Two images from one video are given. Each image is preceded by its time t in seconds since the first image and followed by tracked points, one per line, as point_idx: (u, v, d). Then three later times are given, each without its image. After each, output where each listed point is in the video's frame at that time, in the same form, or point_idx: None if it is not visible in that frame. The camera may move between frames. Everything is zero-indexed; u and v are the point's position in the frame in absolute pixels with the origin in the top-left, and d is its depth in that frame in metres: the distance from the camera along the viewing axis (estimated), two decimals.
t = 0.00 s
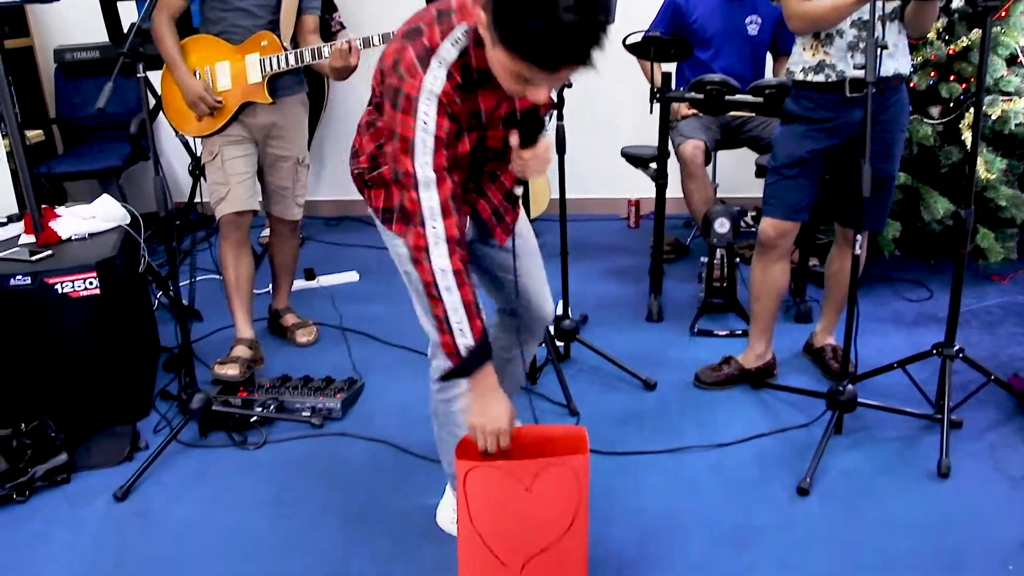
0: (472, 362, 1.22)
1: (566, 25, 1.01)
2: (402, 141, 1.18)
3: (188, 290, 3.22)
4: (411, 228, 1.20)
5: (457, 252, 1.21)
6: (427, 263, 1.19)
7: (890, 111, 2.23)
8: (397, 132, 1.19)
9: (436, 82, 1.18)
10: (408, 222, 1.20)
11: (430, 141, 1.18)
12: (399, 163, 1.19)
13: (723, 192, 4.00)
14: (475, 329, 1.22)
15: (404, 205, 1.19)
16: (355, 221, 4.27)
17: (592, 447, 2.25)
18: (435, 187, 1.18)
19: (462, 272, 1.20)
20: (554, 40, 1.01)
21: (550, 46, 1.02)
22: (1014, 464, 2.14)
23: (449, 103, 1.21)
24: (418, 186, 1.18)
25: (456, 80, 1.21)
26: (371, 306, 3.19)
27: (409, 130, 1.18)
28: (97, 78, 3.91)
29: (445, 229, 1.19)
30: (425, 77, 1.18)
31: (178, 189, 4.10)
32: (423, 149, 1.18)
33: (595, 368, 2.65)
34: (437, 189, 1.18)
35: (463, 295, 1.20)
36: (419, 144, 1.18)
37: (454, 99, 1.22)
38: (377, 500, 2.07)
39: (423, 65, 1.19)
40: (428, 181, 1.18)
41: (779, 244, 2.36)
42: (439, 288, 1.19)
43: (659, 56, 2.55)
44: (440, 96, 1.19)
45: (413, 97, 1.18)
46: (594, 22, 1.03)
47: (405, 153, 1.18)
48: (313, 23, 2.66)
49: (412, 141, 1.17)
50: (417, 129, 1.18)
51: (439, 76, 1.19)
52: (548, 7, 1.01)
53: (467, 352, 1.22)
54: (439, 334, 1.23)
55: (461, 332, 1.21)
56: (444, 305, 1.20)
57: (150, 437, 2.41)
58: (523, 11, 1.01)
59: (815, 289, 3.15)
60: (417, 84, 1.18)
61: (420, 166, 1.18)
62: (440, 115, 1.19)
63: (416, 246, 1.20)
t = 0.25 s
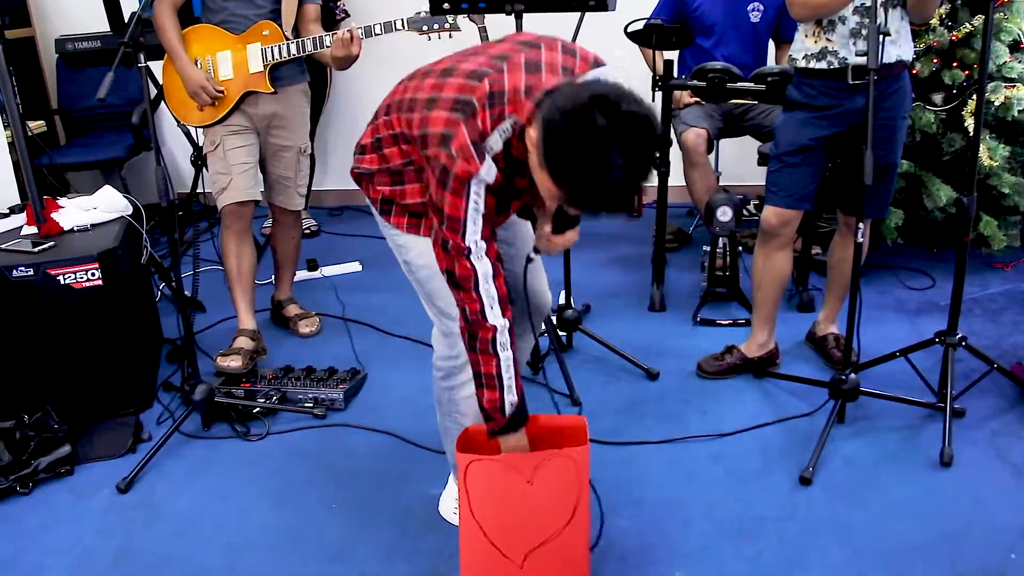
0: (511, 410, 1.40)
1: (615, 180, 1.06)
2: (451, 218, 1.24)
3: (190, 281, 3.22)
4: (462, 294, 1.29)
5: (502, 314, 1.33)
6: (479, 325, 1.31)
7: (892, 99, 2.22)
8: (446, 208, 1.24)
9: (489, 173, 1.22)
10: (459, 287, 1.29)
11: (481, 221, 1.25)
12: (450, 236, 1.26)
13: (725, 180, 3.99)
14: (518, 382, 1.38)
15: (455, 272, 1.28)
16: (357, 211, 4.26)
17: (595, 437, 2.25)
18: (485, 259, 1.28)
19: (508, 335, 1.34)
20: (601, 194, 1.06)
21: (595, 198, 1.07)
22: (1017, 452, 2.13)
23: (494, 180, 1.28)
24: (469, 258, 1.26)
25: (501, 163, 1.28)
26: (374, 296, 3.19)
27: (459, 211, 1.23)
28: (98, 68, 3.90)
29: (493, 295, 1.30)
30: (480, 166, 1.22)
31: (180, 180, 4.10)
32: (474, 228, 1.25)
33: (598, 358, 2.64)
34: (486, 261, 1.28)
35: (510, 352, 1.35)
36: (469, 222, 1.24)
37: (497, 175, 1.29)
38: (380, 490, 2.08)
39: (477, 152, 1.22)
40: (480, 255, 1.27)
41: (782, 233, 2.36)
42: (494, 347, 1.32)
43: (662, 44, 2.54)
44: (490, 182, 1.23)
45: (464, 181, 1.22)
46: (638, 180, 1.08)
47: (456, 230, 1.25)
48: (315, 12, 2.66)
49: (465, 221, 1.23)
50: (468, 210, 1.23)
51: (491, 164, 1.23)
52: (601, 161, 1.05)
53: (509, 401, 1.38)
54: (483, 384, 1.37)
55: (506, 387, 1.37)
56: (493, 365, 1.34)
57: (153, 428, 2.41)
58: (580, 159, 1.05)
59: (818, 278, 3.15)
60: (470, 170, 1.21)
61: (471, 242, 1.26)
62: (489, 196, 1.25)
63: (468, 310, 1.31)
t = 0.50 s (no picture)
0: (508, 428, 1.43)
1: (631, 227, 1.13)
2: (463, 243, 1.25)
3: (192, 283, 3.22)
4: (467, 316, 1.31)
5: (506, 338, 1.35)
6: (484, 347, 1.32)
7: (893, 100, 2.22)
8: (459, 233, 1.25)
9: (505, 203, 1.23)
10: (465, 310, 1.30)
11: (491, 249, 1.26)
12: (458, 261, 1.27)
13: (727, 182, 4.00)
14: (516, 403, 1.41)
15: (461, 296, 1.29)
16: (358, 213, 4.27)
17: (596, 438, 2.25)
18: (492, 285, 1.29)
19: (509, 357, 1.35)
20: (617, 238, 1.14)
21: (611, 239, 1.14)
22: (1018, 454, 2.13)
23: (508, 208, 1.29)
24: (479, 283, 1.28)
25: (516, 192, 1.28)
26: (375, 298, 3.19)
27: (471, 238, 1.25)
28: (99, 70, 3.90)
29: (498, 318, 1.32)
30: (497, 197, 1.23)
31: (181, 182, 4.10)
32: (483, 255, 1.26)
33: (599, 360, 2.64)
34: (493, 286, 1.29)
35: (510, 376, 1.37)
36: (480, 249, 1.26)
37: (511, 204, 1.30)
38: (381, 492, 2.08)
39: (495, 183, 1.23)
40: (488, 281, 1.28)
41: (783, 234, 2.36)
42: (495, 370, 1.34)
43: (663, 46, 2.54)
44: (504, 211, 1.24)
45: (479, 210, 1.23)
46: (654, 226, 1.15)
47: (466, 255, 1.26)
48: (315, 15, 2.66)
49: (476, 249, 1.25)
50: (480, 237, 1.24)
51: (507, 195, 1.24)
52: (620, 208, 1.13)
53: (506, 419, 1.41)
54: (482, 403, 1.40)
55: (505, 409, 1.40)
56: (492, 386, 1.36)
57: (154, 430, 2.41)
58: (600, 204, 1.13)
59: (819, 279, 3.15)
60: (487, 201, 1.22)
61: (481, 269, 1.27)
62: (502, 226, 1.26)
63: (471, 333, 1.32)
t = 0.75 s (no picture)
0: (504, 425, 1.42)
1: (630, 219, 1.13)
2: (463, 238, 1.25)
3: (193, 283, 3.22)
4: (465, 312, 1.30)
5: (504, 334, 1.34)
6: (482, 342, 1.32)
7: (894, 100, 2.22)
8: (459, 226, 1.25)
9: (507, 196, 1.23)
10: (463, 304, 1.30)
11: (491, 242, 1.26)
12: (457, 254, 1.27)
13: (728, 181, 4.00)
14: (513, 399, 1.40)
15: (459, 290, 1.29)
16: (359, 213, 4.27)
17: (598, 438, 2.25)
18: (492, 279, 1.29)
19: (507, 354, 1.35)
20: (617, 230, 1.13)
21: (611, 231, 1.14)
22: (1019, 454, 2.13)
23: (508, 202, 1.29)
24: (478, 278, 1.27)
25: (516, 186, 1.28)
26: (376, 298, 3.19)
27: (471, 232, 1.25)
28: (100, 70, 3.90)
29: (497, 314, 1.31)
30: (497, 189, 1.23)
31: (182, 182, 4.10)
32: (483, 248, 1.26)
33: (600, 360, 2.64)
34: (493, 281, 1.29)
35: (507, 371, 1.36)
36: (480, 244, 1.25)
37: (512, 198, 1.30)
38: (382, 492, 2.08)
39: (496, 176, 1.23)
40: (487, 275, 1.28)
41: (785, 234, 2.36)
42: (492, 365, 1.34)
43: (663, 46, 2.54)
44: (505, 205, 1.24)
45: (480, 203, 1.23)
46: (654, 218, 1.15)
47: (465, 248, 1.26)
48: (317, 14, 2.66)
49: (476, 242, 1.25)
50: (480, 232, 1.24)
51: (507, 189, 1.24)
52: (619, 199, 1.12)
53: (502, 415, 1.40)
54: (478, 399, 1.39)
55: (501, 406, 1.39)
56: (490, 382, 1.35)
57: (154, 430, 2.41)
58: (600, 196, 1.13)
59: (820, 279, 3.15)
60: (487, 194, 1.22)
61: (480, 262, 1.27)
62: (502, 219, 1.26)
63: (469, 328, 1.32)
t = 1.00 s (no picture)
0: (511, 434, 1.42)
1: (629, 227, 1.14)
2: (467, 250, 1.26)
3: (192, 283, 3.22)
4: (473, 323, 1.31)
5: (512, 344, 1.34)
6: (489, 352, 1.32)
7: (894, 100, 2.22)
8: (464, 238, 1.26)
9: (510, 207, 1.24)
10: (470, 315, 1.31)
11: (496, 252, 1.27)
12: (463, 265, 1.28)
13: (727, 181, 4.00)
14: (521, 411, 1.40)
15: (467, 300, 1.30)
16: (359, 213, 4.27)
17: (597, 438, 2.24)
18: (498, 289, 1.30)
19: (515, 364, 1.34)
20: (614, 239, 1.14)
21: (610, 240, 1.15)
22: (1019, 454, 2.13)
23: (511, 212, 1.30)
24: (484, 289, 1.29)
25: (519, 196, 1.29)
26: (376, 298, 3.19)
27: (476, 244, 1.25)
28: (99, 70, 3.90)
29: (504, 325, 1.32)
30: (501, 200, 1.24)
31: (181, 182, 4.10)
32: (488, 259, 1.27)
33: (600, 360, 2.64)
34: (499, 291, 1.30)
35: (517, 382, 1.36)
36: (485, 255, 1.26)
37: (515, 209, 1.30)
38: (382, 492, 2.08)
39: (498, 187, 1.24)
40: (493, 286, 1.29)
41: (784, 233, 2.35)
42: (501, 376, 1.33)
43: (663, 45, 2.54)
44: (508, 215, 1.25)
45: (484, 215, 1.24)
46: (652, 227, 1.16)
47: (470, 259, 1.27)
48: (318, 14, 2.66)
49: (480, 254, 1.25)
50: (485, 243, 1.25)
51: (510, 200, 1.25)
52: (619, 209, 1.13)
53: (510, 420, 1.39)
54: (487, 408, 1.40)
55: (509, 416, 1.39)
56: (497, 392, 1.35)
57: (154, 430, 2.41)
58: (599, 205, 1.13)
59: (820, 279, 3.15)
60: (490, 205, 1.23)
61: (486, 273, 1.28)
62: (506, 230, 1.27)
63: (476, 339, 1.32)
